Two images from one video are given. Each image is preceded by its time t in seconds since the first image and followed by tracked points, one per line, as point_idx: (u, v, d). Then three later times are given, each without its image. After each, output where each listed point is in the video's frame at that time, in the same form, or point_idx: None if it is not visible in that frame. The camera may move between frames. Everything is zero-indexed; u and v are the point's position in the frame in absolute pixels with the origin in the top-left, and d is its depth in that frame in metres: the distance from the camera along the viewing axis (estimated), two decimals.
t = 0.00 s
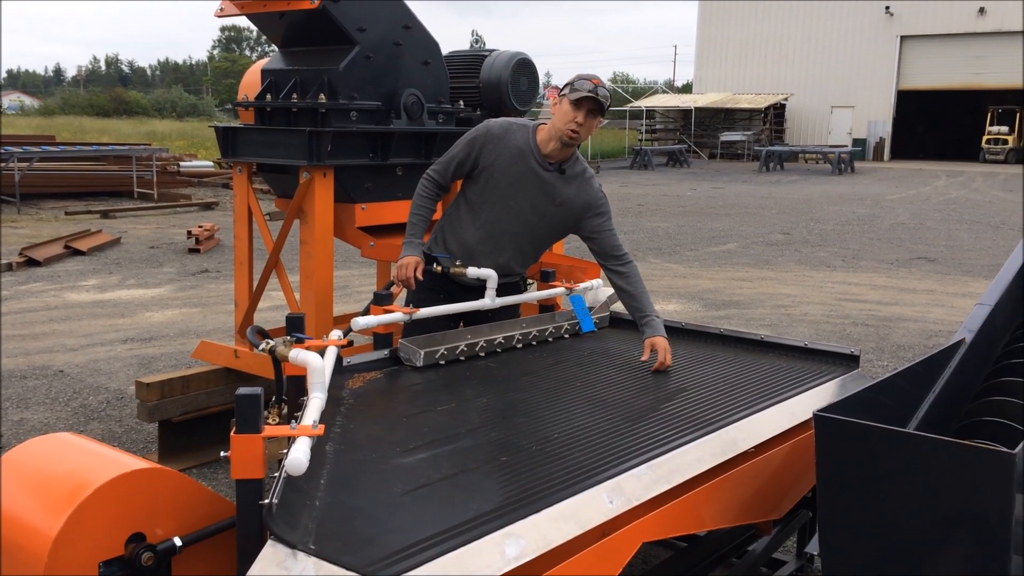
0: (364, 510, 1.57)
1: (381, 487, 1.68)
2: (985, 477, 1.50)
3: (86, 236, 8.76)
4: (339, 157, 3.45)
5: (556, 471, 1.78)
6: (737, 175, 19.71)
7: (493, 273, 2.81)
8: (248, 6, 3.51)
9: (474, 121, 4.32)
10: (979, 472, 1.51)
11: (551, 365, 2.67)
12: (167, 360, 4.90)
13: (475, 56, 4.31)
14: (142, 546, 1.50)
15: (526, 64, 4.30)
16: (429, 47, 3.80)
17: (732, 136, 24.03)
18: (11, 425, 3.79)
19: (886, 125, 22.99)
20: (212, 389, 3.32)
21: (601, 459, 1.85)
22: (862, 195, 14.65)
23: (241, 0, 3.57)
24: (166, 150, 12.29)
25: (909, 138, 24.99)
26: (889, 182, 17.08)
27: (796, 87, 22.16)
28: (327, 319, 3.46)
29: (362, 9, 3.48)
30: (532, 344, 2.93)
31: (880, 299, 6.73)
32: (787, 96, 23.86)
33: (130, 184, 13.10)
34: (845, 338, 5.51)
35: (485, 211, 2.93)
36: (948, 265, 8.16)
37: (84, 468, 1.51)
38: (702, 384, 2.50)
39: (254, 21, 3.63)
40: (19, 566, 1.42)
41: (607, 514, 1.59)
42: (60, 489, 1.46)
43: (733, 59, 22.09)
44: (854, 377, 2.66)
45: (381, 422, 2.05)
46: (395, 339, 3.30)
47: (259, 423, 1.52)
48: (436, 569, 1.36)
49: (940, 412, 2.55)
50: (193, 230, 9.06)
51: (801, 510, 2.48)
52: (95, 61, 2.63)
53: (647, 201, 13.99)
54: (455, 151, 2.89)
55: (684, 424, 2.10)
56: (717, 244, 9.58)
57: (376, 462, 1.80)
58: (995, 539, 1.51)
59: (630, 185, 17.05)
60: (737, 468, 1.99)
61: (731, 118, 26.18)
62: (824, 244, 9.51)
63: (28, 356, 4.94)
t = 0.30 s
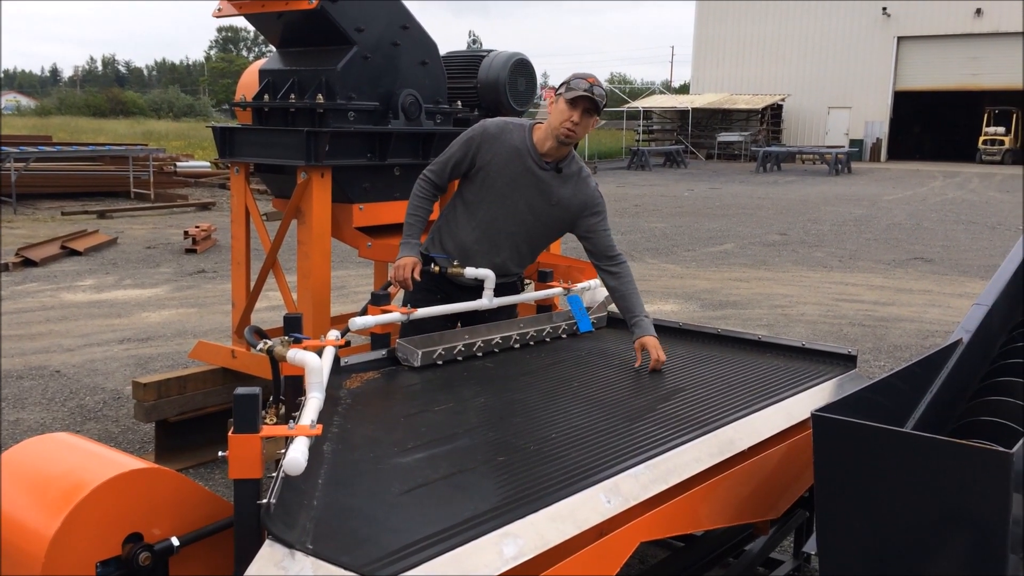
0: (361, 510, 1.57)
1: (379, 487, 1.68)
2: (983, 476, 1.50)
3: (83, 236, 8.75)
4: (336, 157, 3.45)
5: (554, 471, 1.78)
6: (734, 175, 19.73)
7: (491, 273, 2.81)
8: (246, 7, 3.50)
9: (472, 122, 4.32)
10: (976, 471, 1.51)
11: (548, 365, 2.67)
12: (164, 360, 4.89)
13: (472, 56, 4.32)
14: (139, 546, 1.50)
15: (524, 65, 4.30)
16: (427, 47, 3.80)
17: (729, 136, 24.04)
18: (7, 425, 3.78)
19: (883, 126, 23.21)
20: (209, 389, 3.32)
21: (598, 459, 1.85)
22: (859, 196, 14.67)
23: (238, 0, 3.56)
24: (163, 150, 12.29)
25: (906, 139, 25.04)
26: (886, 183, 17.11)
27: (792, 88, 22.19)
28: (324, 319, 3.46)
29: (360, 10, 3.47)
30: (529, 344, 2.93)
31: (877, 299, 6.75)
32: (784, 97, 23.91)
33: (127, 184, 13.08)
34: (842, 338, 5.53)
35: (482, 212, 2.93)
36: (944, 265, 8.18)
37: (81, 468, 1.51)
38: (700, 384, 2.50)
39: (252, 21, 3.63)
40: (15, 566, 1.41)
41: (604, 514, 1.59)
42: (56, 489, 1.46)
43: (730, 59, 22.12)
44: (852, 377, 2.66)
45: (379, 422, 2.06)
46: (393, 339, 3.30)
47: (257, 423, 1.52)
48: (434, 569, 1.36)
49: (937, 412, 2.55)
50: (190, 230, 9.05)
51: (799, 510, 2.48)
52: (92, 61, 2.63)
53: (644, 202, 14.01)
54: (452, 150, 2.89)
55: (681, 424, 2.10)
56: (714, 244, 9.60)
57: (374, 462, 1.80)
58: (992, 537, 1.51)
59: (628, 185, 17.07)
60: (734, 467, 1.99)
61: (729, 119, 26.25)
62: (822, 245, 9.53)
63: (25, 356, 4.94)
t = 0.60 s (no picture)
0: (366, 513, 1.57)
1: (383, 490, 1.68)
2: (987, 481, 1.50)
3: (88, 238, 8.77)
4: (341, 160, 3.45)
5: (558, 474, 1.78)
6: (738, 179, 19.70)
7: (495, 276, 2.81)
8: (252, 10, 3.54)
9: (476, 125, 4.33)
10: (980, 476, 1.51)
11: (552, 368, 2.67)
12: (168, 362, 4.90)
13: (477, 60, 4.33)
14: (144, 548, 1.50)
15: (528, 68, 4.30)
16: (431, 51, 3.81)
17: (733, 139, 24.02)
18: (12, 427, 3.79)
19: (888, 130, 22.39)
20: (213, 392, 3.32)
21: (602, 462, 1.85)
22: (864, 199, 14.63)
23: (244, 4, 3.59)
24: (167, 153, 12.33)
25: (910, 142, 24.99)
26: (890, 187, 17.06)
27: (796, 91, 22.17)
28: (329, 322, 3.47)
29: (365, 13, 3.49)
30: (533, 347, 2.94)
31: (882, 303, 6.73)
32: (788, 100, 23.87)
33: (131, 187, 13.12)
34: (846, 342, 5.51)
35: (484, 213, 2.94)
36: (949, 269, 8.16)
37: (86, 469, 1.52)
38: (703, 388, 2.50)
39: (258, 25, 3.65)
40: (21, 568, 1.42)
41: (608, 518, 1.60)
42: (62, 491, 1.47)
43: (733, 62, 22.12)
44: (857, 381, 2.66)
45: (383, 425, 2.06)
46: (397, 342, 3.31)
47: (262, 426, 1.52)
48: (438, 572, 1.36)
49: (941, 415, 2.54)
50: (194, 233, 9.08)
51: (803, 514, 2.48)
52: (98, 65, 2.64)
53: (648, 205, 13.99)
54: (452, 153, 2.91)
55: (685, 428, 2.10)
56: (718, 248, 9.58)
57: (379, 464, 1.80)
58: (996, 542, 1.51)
59: (631, 189, 17.05)
60: (738, 471, 1.99)
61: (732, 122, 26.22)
62: (826, 249, 9.50)
63: (30, 358, 4.96)
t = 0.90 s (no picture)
0: (367, 515, 1.58)
1: (385, 492, 1.68)
2: (988, 483, 1.50)
3: (91, 240, 8.79)
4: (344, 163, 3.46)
5: (559, 476, 1.78)
6: (741, 181, 19.70)
7: (497, 279, 2.82)
8: (254, 13, 3.56)
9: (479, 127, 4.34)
10: (981, 478, 1.51)
11: (554, 370, 2.67)
12: (171, 364, 4.91)
13: (480, 62, 4.34)
14: (147, 549, 1.50)
15: (530, 71, 4.31)
16: (434, 54, 3.82)
17: (736, 142, 24.02)
18: (15, 429, 3.79)
19: (892, 132, 22.78)
20: (216, 394, 3.33)
21: (603, 465, 1.85)
22: (867, 202, 14.64)
23: (247, 7, 3.61)
24: (171, 155, 12.35)
25: (913, 145, 24.98)
26: (893, 189, 17.05)
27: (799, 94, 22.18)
28: (331, 324, 3.47)
29: (368, 16, 3.50)
30: (535, 349, 2.94)
31: (884, 306, 6.73)
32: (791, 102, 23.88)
33: (135, 189, 13.15)
34: (849, 344, 5.51)
35: (483, 215, 2.94)
36: (952, 272, 8.16)
37: (89, 471, 1.52)
38: (705, 390, 2.51)
39: (261, 28, 3.67)
40: (24, 569, 1.42)
41: (609, 520, 1.60)
42: (64, 493, 1.47)
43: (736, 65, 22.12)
44: (858, 384, 2.66)
45: (385, 426, 2.06)
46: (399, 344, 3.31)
47: (265, 427, 1.53)
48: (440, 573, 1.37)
49: (943, 418, 2.54)
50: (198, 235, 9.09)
51: (805, 517, 2.47)
52: (102, 68, 2.65)
53: (651, 208, 14.01)
54: (450, 156, 2.91)
55: (686, 430, 2.10)
56: (720, 250, 9.59)
57: (380, 466, 1.81)
58: (997, 544, 1.51)
59: (634, 191, 17.07)
60: (739, 473, 1.99)
61: (735, 125, 26.19)
62: (829, 251, 9.50)
63: (33, 360, 4.96)
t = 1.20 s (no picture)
0: (370, 515, 1.58)
1: (387, 492, 1.69)
2: (990, 483, 1.50)
3: (94, 242, 8.81)
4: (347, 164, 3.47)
5: (560, 477, 1.78)
6: (743, 183, 19.70)
7: (499, 280, 2.82)
8: (257, 15, 3.57)
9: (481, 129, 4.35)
10: (983, 479, 1.51)
11: (556, 371, 2.67)
12: (174, 365, 4.92)
13: (482, 64, 4.35)
14: (149, 550, 1.51)
15: (532, 72, 4.32)
16: (436, 55, 3.82)
17: (737, 143, 24.01)
18: (18, 429, 3.80)
19: (893, 134, 22.96)
20: (218, 395, 3.33)
21: (605, 466, 1.85)
22: (869, 203, 14.63)
23: (250, 8, 3.62)
24: (173, 157, 12.37)
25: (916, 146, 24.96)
26: (896, 191, 17.03)
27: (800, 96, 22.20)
28: (333, 325, 3.47)
29: (370, 18, 3.50)
30: (537, 350, 2.94)
31: (887, 307, 6.72)
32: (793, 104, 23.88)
33: (137, 190, 13.17)
34: (851, 346, 5.51)
35: (482, 216, 2.95)
36: (954, 274, 8.14)
37: (91, 472, 1.52)
38: (706, 391, 2.51)
39: (264, 30, 3.68)
40: (26, 569, 1.43)
41: (611, 521, 1.60)
42: (67, 494, 1.48)
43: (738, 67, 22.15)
44: (861, 385, 2.66)
45: (388, 427, 2.07)
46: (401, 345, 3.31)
47: (266, 428, 1.53)
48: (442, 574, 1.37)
49: (945, 420, 2.54)
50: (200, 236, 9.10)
51: (807, 519, 2.47)
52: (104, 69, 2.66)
53: (653, 209, 14.03)
54: (449, 157, 2.91)
55: (688, 431, 2.10)
56: (722, 252, 9.59)
57: (382, 467, 1.81)
58: (999, 544, 1.51)
59: (635, 193, 17.09)
60: (741, 475, 1.99)
61: (737, 127, 26.17)
62: (831, 253, 9.50)
63: (36, 360, 4.97)
